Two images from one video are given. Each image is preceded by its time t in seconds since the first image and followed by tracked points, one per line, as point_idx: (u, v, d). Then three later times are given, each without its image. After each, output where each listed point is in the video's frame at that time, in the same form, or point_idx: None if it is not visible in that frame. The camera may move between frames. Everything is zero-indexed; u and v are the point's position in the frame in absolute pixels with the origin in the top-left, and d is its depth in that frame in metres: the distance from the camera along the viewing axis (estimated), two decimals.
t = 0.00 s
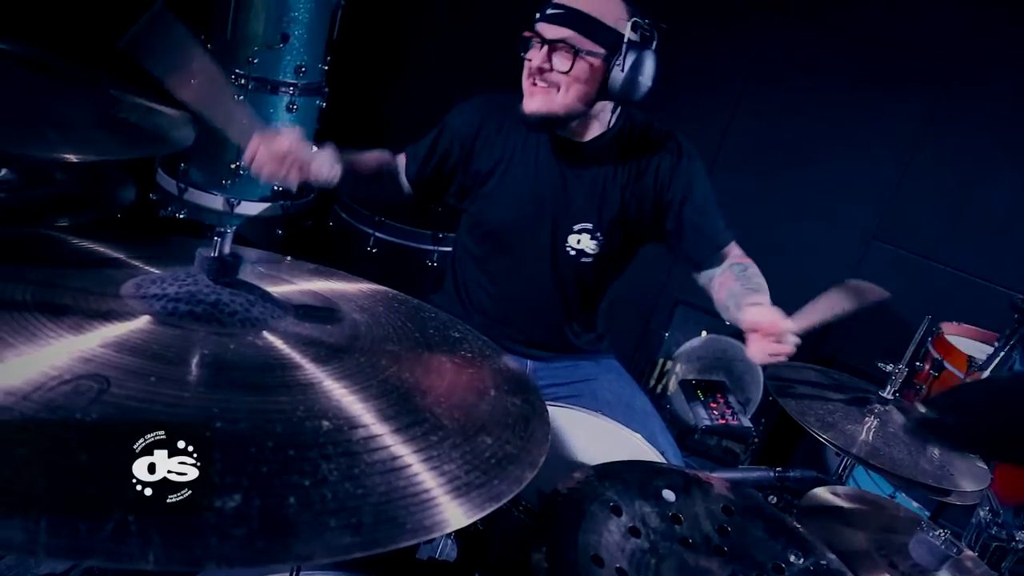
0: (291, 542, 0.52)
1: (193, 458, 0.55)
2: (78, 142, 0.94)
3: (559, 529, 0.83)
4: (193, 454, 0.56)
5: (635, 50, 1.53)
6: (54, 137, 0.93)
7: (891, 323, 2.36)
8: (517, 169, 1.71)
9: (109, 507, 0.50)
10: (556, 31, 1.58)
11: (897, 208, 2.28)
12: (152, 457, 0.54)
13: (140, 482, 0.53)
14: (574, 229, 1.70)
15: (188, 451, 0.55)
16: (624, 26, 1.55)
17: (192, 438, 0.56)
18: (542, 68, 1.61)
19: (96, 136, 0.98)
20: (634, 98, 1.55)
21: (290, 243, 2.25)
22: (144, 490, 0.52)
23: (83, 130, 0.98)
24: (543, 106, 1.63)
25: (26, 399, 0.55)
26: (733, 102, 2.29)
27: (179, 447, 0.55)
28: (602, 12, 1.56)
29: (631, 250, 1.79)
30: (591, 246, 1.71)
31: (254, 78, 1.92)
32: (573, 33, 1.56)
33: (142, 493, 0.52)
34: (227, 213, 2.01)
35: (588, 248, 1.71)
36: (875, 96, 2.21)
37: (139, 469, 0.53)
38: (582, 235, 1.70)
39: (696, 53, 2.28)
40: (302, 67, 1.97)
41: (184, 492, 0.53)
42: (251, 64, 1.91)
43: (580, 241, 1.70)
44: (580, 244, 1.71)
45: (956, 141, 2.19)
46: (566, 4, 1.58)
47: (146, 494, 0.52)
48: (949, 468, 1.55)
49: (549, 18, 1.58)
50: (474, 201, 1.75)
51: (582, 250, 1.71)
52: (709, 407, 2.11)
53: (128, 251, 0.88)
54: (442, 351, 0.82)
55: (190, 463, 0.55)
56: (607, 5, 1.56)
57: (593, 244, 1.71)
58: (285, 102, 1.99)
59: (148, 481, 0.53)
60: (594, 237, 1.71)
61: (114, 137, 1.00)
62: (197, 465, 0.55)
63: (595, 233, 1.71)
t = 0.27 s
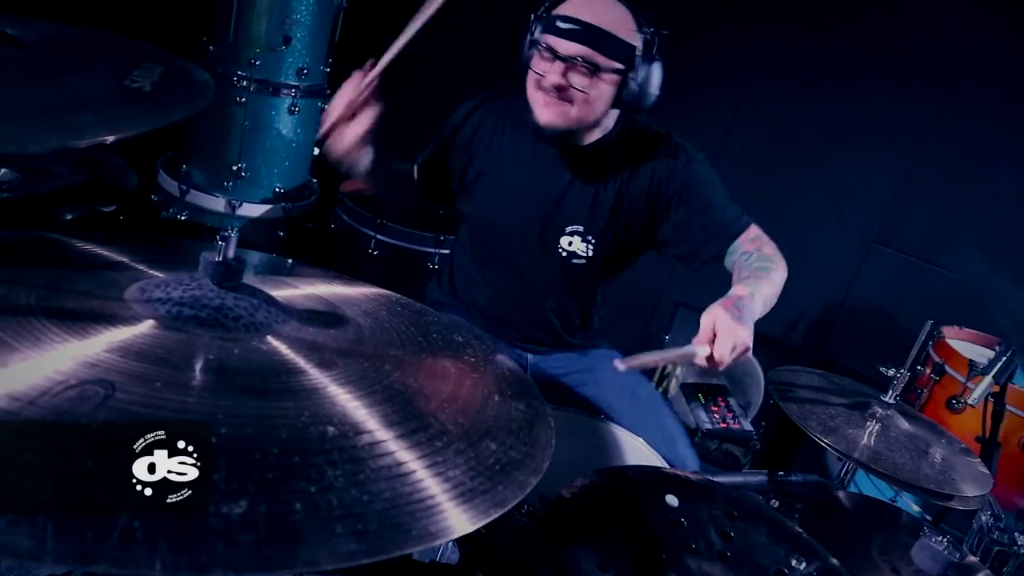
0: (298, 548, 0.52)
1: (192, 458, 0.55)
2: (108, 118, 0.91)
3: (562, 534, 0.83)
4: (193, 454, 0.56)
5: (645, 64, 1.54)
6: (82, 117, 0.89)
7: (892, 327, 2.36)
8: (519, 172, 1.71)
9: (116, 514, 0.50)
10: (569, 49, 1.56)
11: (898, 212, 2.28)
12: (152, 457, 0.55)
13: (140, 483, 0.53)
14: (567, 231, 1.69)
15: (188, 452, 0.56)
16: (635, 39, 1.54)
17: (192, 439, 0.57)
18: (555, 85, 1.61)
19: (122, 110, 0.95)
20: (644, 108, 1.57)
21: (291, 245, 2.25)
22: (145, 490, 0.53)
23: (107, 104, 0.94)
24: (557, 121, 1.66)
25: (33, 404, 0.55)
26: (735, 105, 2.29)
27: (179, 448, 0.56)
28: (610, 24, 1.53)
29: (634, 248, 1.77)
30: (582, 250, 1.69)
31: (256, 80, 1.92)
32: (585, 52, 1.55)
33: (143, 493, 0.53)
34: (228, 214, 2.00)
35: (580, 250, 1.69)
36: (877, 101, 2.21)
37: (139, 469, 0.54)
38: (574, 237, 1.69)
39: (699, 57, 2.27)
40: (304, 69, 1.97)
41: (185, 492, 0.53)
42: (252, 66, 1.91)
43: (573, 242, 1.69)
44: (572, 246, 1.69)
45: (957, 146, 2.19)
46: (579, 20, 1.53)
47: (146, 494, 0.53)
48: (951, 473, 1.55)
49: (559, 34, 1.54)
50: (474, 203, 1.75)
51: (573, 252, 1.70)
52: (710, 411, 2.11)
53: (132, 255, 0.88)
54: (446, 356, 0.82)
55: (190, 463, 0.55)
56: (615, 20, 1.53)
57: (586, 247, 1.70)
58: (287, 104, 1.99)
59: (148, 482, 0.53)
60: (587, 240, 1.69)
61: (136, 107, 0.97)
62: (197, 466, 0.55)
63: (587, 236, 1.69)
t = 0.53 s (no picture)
0: (302, 550, 0.52)
1: (192, 458, 0.56)
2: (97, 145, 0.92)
3: (565, 536, 0.83)
4: (193, 454, 0.56)
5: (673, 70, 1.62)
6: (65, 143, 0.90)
7: (893, 328, 2.36)
8: (520, 174, 1.71)
9: (121, 516, 0.50)
10: (619, 64, 1.54)
11: (898, 214, 2.29)
12: (152, 457, 0.55)
13: (140, 482, 0.53)
14: (583, 232, 1.70)
15: (187, 451, 0.56)
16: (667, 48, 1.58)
17: (192, 439, 0.57)
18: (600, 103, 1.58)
19: (108, 141, 0.96)
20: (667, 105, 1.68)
21: (292, 248, 2.25)
22: (144, 490, 0.53)
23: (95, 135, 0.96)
24: (596, 139, 1.64)
25: (38, 407, 0.55)
26: (735, 108, 2.30)
27: (179, 448, 0.56)
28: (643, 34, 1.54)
29: (634, 250, 1.78)
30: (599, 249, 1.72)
31: (257, 83, 1.92)
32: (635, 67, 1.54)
33: (143, 493, 0.53)
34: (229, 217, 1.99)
35: (597, 249, 1.72)
36: (877, 102, 2.22)
37: (139, 469, 0.54)
38: (591, 237, 1.71)
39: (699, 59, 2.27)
40: (305, 72, 1.98)
41: (184, 492, 0.53)
42: (254, 69, 1.91)
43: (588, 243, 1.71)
44: (589, 245, 1.71)
45: (957, 147, 2.20)
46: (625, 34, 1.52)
47: (145, 494, 0.53)
48: (953, 474, 1.55)
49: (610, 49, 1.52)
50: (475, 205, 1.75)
51: (590, 252, 1.72)
52: (711, 413, 2.11)
53: (135, 258, 0.88)
54: (449, 357, 0.82)
55: (190, 463, 0.55)
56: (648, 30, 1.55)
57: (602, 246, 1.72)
58: (288, 108, 1.99)
59: (147, 481, 0.53)
60: (603, 239, 1.71)
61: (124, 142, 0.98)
62: (196, 465, 0.55)
63: (603, 233, 1.71)
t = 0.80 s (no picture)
0: (304, 551, 0.52)
1: (192, 458, 0.56)
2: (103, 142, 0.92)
3: (564, 538, 0.83)
4: (193, 454, 0.56)
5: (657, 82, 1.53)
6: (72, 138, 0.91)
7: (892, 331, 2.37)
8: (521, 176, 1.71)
9: (124, 517, 0.51)
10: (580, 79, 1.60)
11: (897, 216, 2.29)
12: (152, 457, 0.55)
13: (140, 482, 0.54)
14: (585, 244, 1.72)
15: (188, 452, 0.56)
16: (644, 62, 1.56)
17: (193, 439, 0.57)
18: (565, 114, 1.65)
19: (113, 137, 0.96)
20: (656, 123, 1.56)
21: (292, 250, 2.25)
22: (144, 490, 0.53)
23: (101, 129, 0.96)
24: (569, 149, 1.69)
25: (40, 408, 0.55)
26: (734, 110, 2.30)
27: (179, 448, 0.56)
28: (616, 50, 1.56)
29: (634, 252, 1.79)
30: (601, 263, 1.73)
31: (256, 85, 1.93)
32: (594, 81, 1.59)
33: (143, 493, 0.53)
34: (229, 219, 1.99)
35: (597, 262, 1.73)
36: (875, 105, 2.23)
37: (139, 469, 0.54)
38: (592, 250, 1.72)
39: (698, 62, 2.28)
40: (304, 74, 1.98)
41: (185, 492, 0.54)
42: (253, 71, 1.92)
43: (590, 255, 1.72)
44: (589, 259, 1.72)
45: (955, 150, 2.21)
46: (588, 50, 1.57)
47: (145, 494, 0.53)
48: (951, 475, 1.55)
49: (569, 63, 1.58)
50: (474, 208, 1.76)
51: (590, 265, 1.73)
52: (710, 414, 2.11)
53: (136, 261, 0.88)
54: (448, 359, 0.83)
55: (190, 463, 0.55)
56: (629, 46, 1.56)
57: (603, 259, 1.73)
58: (287, 109, 1.99)
59: (148, 482, 0.54)
60: (604, 252, 1.73)
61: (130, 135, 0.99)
62: (197, 466, 0.55)
63: (604, 247, 1.73)
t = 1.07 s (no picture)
0: (304, 547, 0.52)
1: (193, 458, 0.56)
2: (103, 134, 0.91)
3: (564, 536, 0.83)
4: (193, 454, 0.56)
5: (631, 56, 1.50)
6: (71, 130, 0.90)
7: (890, 330, 2.37)
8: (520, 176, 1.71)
9: (123, 515, 0.51)
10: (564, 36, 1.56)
11: (895, 215, 2.29)
12: (152, 457, 0.56)
13: (140, 482, 0.54)
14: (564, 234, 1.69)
15: (188, 451, 0.56)
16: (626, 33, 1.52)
17: (193, 438, 0.57)
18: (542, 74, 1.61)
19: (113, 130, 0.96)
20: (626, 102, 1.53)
21: (291, 250, 2.25)
22: (144, 490, 0.53)
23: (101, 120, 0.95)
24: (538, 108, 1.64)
25: (40, 406, 0.55)
26: (732, 109, 2.30)
27: (180, 447, 0.56)
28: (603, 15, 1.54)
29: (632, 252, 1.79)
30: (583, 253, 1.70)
31: (255, 86, 1.93)
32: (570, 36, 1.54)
33: (143, 493, 0.53)
34: (228, 220, 2.01)
35: (579, 253, 1.70)
36: (873, 105, 2.23)
37: (139, 469, 0.55)
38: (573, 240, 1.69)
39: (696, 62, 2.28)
40: (302, 74, 1.99)
41: (184, 492, 0.53)
42: (252, 72, 1.92)
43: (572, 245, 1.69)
44: (571, 249, 1.69)
45: (953, 149, 2.21)
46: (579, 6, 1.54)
47: (145, 493, 0.53)
48: (949, 474, 1.55)
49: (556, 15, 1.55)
50: (473, 207, 1.76)
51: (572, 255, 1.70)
52: (709, 414, 2.12)
53: (135, 260, 0.88)
54: (447, 357, 0.83)
55: (190, 463, 0.55)
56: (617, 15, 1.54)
57: (585, 250, 1.70)
58: (286, 110, 2.00)
59: (148, 481, 0.54)
60: (586, 243, 1.69)
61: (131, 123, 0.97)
62: (197, 466, 0.55)
63: (585, 237, 1.69)
